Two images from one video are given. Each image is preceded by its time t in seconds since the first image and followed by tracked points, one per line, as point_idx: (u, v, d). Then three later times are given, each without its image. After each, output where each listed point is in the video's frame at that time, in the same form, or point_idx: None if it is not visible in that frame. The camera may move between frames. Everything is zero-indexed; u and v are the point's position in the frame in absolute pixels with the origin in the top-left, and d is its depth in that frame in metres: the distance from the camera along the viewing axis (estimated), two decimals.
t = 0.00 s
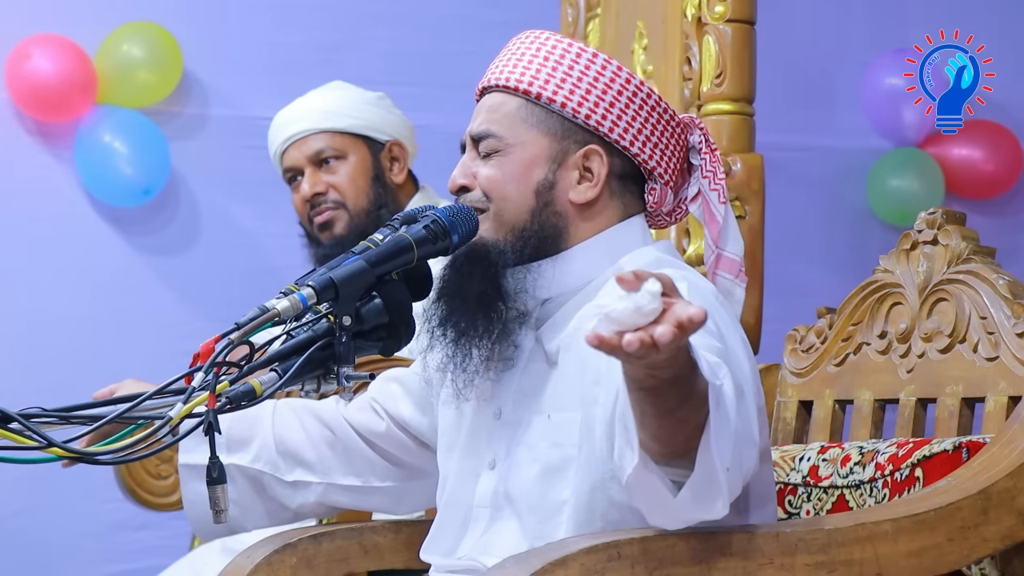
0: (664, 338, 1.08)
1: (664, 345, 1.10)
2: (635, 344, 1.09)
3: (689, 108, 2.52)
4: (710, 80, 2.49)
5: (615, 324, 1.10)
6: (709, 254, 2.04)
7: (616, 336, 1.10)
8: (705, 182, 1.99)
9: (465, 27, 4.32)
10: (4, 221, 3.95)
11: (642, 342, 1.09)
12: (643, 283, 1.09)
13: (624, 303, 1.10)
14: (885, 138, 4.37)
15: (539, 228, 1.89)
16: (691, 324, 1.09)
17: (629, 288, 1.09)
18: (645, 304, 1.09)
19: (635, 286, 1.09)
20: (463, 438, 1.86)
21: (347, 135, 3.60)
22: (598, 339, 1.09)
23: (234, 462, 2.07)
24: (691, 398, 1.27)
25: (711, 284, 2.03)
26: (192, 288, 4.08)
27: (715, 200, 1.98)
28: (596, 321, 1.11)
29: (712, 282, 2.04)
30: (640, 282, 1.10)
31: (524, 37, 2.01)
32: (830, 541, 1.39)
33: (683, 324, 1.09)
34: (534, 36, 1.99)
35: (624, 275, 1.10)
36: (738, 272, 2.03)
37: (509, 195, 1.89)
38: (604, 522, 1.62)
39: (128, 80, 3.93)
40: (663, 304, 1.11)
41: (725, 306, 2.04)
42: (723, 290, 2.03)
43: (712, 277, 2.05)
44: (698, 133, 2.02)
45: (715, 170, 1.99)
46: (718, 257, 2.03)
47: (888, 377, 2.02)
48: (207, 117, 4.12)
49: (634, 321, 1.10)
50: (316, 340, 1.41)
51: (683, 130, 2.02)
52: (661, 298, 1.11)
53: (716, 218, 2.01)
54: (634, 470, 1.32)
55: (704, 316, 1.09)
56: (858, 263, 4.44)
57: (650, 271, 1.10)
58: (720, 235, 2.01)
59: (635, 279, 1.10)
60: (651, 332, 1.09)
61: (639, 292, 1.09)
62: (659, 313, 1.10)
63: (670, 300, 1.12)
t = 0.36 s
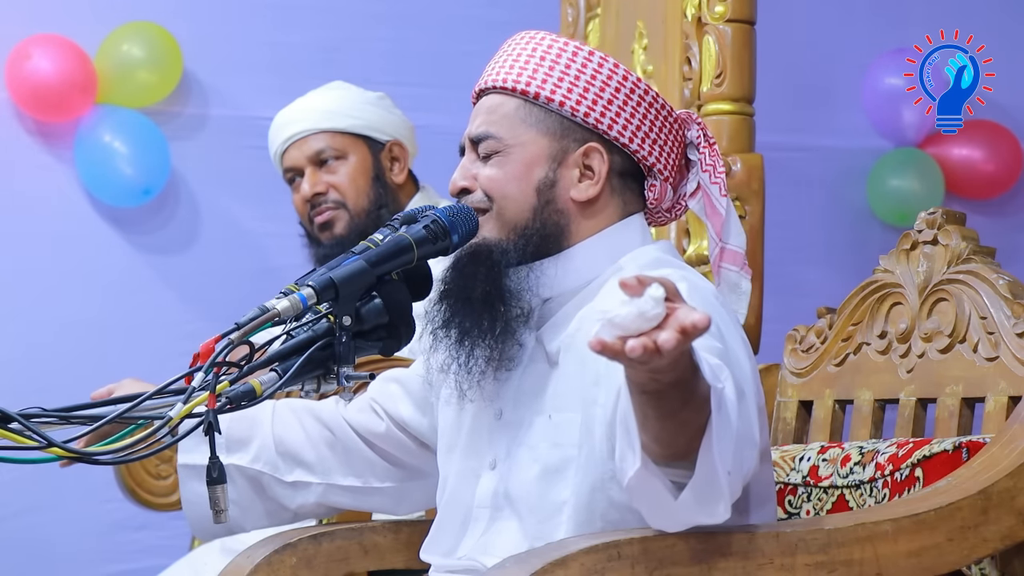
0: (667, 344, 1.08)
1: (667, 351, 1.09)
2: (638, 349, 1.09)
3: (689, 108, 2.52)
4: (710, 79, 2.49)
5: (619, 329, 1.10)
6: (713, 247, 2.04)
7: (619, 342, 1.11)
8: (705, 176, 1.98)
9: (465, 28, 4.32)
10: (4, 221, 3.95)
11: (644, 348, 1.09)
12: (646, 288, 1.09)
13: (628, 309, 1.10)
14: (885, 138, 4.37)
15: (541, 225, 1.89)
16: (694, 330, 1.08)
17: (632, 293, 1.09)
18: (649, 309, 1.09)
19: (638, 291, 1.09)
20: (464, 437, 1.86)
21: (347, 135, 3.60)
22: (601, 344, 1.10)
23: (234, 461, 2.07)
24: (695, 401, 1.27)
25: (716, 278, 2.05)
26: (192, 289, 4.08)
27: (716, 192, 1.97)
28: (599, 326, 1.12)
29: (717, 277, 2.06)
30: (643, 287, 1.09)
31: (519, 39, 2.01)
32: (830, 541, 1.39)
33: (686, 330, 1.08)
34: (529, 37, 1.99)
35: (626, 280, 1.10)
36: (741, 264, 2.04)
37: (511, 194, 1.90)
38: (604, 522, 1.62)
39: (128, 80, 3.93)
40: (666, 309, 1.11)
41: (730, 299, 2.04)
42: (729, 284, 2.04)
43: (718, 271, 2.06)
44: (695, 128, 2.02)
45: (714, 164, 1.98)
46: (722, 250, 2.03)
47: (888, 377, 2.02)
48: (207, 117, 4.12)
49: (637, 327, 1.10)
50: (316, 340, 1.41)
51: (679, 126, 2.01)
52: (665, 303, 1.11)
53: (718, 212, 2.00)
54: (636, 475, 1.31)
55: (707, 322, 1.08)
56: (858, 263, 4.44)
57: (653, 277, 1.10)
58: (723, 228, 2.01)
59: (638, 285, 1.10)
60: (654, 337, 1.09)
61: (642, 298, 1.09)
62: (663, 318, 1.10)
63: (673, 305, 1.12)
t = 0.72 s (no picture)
0: (671, 342, 1.08)
1: (670, 350, 1.09)
2: (642, 347, 1.09)
3: (689, 108, 2.52)
4: (710, 80, 2.49)
5: (622, 328, 1.10)
6: (714, 246, 2.04)
7: (623, 339, 1.10)
8: (706, 175, 1.99)
9: (465, 28, 4.33)
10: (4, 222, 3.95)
11: (648, 346, 1.09)
12: (650, 287, 1.09)
13: (632, 307, 1.10)
14: (885, 138, 4.37)
15: (543, 224, 1.89)
16: (698, 328, 1.09)
17: (636, 291, 1.09)
18: (653, 308, 1.09)
19: (642, 290, 1.09)
20: (465, 437, 1.86)
21: (347, 135, 3.60)
22: (604, 342, 1.09)
23: (234, 461, 2.07)
24: (697, 401, 1.27)
25: (717, 277, 2.04)
26: (193, 289, 4.08)
27: (717, 191, 1.98)
28: (602, 325, 1.12)
29: (719, 275, 2.05)
30: (647, 285, 1.09)
31: (521, 38, 2.01)
32: (830, 541, 1.39)
33: (691, 329, 1.09)
34: (531, 37, 1.99)
35: (630, 279, 1.09)
36: (743, 262, 2.03)
37: (513, 193, 1.90)
38: (604, 522, 1.62)
39: (128, 79, 3.93)
40: (669, 308, 1.11)
41: (731, 297, 2.04)
42: (731, 282, 2.04)
43: (719, 270, 2.05)
44: (697, 127, 2.03)
45: (716, 162, 1.99)
46: (724, 249, 2.02)
47: (888, 376, 2.02)
48: (207, 117, 4.12)
49: (641, 325, 1.10)
50: (317, 340, 1.41)
51: (681, 125, 2.02)
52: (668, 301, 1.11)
53: (719, 211, 2.00)
54: (638, 474, 1.32)
55: (711, 320, 1.09)
56: (858, 263, 4.44)
57: (658, 276, 1.10)
58: (724, 227, 2.01)
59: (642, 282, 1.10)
60: (658, 335, 1.09)
61: (647, 296, 1.09)
62: (666, 317, 1.10)
63: (677, 304, 1.12)
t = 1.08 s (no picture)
0: (671, 345, 1.08)
1: (671, 352, 1.09)
2: (641, 349, 1.09)
3: (689, 108, 2.52)
4: (711, 79, 2.49)
5: (623, 330, 1.10)
6: (717, 244, 2.04)
7: (623, 342, 1.10)
8: (707, 175, 1.99)
9: (466, 28, 4.32)
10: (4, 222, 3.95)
11: (648, 348, 1.09)
12: (651, 289, 1.09)
13: (633, 310, 1.10)
14: (885, 138, 4.37)
15: (545, 223, 1.89)
16: (698, 331, 1.09)
17: (637, 294, 1.09)
18: (653, 310, 1.09)
19: (642, 292, 1.09)
20: (466, 436, 1.86)
21: (347, 135, 3.60)
22: (604, 344, 1.09)
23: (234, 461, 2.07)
24: (699, 402, 1.27)
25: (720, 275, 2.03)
26: (193, 288, 4.08)
27: (720, 191, 1.98)
28: (603, 327, 1.11)
29: (721, 272, 2.05)
30: (647, 288, 1.09)
31: (523, 37, 2.01)
32: (830, 541, 1.39)
33: (691, 331, 1.09)
34: (533, 36, 1.98)
35: (631, 281, 1.10)
36: (746, 260, 2.03)
37: (515, 191, 1.90)
38: (604, 522, 1.62)
39: (128, 80, 3.93)
40: (670, 311, 1.11)
41: (734, 295, 2.03)
42: (733, 280, 2.03)
43: (721, 268, 2.05)
44: (698, 127, 2.02)
45: (717, 162, 1.99)
46: (726, 247, 2.03)
47: (888, 377, 2.02)
48: (207, 117, 4.12)
49: (642, 328, 1.10)
50: (317, 339, 1.41)
51: (682, 125, 2.02)
52: (669, 304, 1.11)
53: (722, 209, 2.00)
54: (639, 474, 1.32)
55: (711, 323, 1.09)
56: (858, 263, 4.44)
57: (657, 278, 1.10)
58: (728, 225, 2.01)
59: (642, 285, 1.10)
60: (658, 338, 1.09)
61: (647, 298, 1.09)
62: (667, 319, 1.10)
63: (677, 306, 1.12)
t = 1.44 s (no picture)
0: (671, 346, 1.08)
1: (670, 353, 1.09)
2: (640, 350, 1.09)
3: (689, 108, 2.52)
4: (711, 79, 2.49)
5: (622, 330, 1.10)
6: (716, 246, 2.04)
7: (621, 342, 1.10)
8: (707, 176, 1.99)
9: (466, 27, 4.32)
10: (4, 221, 3.95)
11: (647, 349, 1.09)
12: (650, 290, 1.09)
13: (631, 310, 1.10)
14: (885, 138, 4.37)
15: (545, 222, 1.89)
16: (697, 332, 1.09)
17: (636, 294, 1.09)
18: (652, 310, 1.09)
19: (641, 292, 1.09)
20: (465, 436, 1.86)
21: (347, 135, 3.60)
22: (603, 344, 1.09)
23: (234, 461, 2.07)
24: (700, 403, 1.27)
25: (719, 277, 2.04)
26: (193, 288, 4.08)
27: (720, 192, 1.98)
28: (602, 327, 1.11)
29: (721, 275, 2.05)
30: (646, 288, 1.10)
31: (524, 37, 2.00)
32: (830, 541, 1.39)
33: (690, 332, 1.09)
34: (534, 35, 1.98)
35: (630, 281, 1.10)
36: (745, 263, 2.04)
37: (516, 190, 1.90)
38: (604, 523, 1.62)
39: (128, 80, 3.93)
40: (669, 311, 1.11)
41: (733, 298, 2.04)
42: (733, 283, 2.04)
43: (721, 271, 2.05)
44: (699, 129, 2.03)
45: (717, 163, 1.99)
46: (726, 249, 2.03)
47: (888, 377, 2.02)
48: (207, 117, 4.12)
49: (641, 328, 1.10)
50: (317, 340, 1.41)
51: (683, 127, 2.03)
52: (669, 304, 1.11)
53: (722, 210, 2.00)
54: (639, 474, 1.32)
55: (711, 323, 1.09)
56: (857, 263, 4.44)
57: (657, 278, 1.10)
58: (727, 227, 2.01)
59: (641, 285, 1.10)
60: (657, 339, 1.09)
61: (646, 299, 1.09)
62: (666, 320, 1.10)
63: (677, 306, 1.12)
